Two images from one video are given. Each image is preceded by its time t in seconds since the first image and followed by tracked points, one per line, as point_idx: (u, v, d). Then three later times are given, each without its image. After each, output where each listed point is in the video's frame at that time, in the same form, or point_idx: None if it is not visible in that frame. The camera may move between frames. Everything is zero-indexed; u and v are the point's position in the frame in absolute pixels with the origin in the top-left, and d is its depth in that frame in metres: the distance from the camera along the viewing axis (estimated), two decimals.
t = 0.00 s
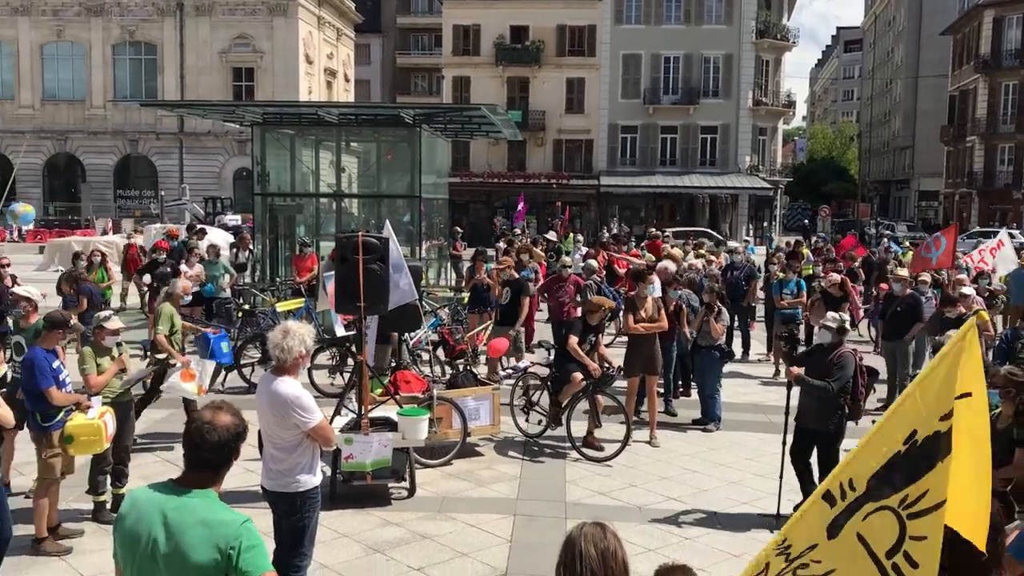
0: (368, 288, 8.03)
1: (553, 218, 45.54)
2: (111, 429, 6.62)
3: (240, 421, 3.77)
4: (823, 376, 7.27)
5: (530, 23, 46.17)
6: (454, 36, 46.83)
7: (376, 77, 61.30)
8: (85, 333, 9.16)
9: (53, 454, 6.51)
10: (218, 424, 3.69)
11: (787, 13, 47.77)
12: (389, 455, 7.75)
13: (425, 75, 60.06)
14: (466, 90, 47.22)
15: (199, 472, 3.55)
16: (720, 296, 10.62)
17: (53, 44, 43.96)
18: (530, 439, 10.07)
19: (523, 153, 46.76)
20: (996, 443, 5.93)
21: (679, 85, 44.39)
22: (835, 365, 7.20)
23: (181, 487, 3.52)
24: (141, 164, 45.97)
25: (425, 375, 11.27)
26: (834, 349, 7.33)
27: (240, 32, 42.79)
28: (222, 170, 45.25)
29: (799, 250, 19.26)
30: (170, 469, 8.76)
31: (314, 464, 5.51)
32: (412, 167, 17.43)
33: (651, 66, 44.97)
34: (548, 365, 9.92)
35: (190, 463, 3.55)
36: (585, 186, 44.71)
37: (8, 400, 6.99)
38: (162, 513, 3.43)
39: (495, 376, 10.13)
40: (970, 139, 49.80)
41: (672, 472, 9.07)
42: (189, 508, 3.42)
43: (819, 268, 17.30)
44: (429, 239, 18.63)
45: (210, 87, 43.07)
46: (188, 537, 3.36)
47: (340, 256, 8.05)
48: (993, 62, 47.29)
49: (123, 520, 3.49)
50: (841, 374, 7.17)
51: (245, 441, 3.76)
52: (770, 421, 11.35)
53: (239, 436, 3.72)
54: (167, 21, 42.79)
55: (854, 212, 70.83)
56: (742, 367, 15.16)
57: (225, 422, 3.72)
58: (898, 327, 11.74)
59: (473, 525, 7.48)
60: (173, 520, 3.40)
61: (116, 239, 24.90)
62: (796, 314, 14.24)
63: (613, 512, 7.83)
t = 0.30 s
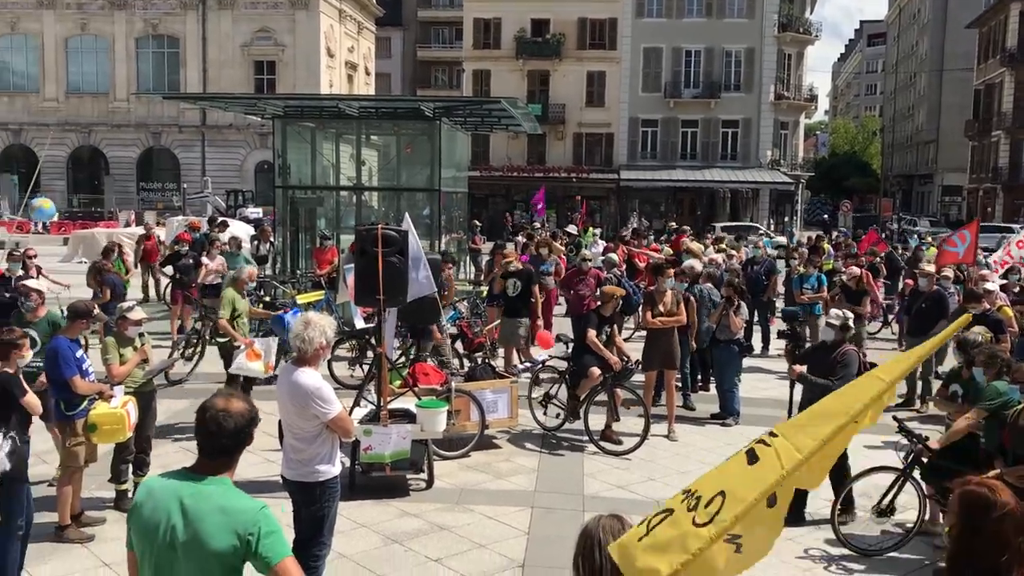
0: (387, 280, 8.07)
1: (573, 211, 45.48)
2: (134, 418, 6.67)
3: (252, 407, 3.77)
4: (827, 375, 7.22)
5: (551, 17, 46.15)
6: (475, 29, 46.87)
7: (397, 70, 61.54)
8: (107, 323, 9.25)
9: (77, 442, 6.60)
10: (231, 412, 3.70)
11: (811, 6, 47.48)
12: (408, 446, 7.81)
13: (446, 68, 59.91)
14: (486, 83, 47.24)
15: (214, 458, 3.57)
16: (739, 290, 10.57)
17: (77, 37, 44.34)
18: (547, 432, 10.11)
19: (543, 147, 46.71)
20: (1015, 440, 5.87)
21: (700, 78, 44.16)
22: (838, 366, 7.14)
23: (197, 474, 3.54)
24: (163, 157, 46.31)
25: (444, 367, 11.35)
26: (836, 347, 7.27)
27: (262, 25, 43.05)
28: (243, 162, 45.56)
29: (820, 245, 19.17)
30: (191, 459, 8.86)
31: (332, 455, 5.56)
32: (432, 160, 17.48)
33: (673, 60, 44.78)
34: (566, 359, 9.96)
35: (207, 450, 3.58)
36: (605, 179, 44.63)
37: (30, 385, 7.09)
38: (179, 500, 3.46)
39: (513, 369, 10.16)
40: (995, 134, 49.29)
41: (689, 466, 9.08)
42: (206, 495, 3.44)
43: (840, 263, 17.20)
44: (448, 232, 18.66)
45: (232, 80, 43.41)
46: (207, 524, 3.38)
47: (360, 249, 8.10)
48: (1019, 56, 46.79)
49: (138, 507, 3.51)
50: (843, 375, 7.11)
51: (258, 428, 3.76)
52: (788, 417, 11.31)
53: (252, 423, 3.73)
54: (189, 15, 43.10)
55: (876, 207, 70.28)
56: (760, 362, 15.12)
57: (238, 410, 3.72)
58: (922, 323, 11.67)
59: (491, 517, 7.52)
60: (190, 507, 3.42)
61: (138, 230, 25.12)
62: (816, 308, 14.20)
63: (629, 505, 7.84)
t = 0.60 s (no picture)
0: (407, 273, 8.08)
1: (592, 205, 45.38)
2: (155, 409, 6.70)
3: (253, 393, 3.73)
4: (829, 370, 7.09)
5: (571, 10, 46.06)
6: (496, 23, 46.80)
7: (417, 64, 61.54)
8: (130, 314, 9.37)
9: (98, 433, 6.67)
10: (233, 399, 3.67)
11: None
12: (427, 439, 7.84)
13: (466, 62, 59.76)
14: (506, 77, 47.18)
15: (218, 444, 3.56)
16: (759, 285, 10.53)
17: (100, 31, 44.68)
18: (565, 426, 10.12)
19: (563, 141, 46.58)
20: None
21: (722, 72, 43.86)
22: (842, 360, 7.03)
23: (204, 461, 3.55)
24: (185, 150, 46.59)
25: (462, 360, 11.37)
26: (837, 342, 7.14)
27: (283, 19, 43.23)
28: (264, 156, 45.78)
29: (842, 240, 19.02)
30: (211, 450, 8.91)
31: (352, 447, 5.57)
32: (451, 154, 17.46)
33: (694, 53, 44.51)
34: (584, 353, 9.96)
35: (212, 438, 3.56)
36: (625, 173, 44.49)
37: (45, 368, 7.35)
38: (188, 488, 3.47)
39: (532, 363, 10.17)
40: (1021, 129, 48.64)
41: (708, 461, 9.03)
42: (213, 483, 3.45)
43: (862, 258, 17.05)
44: (467, 225, 18.66)
45: (254, 73, 43.64)
46: (217, 512, 3.39)
47: (380, 242, 8.12)
48: None
49: (146, 498, 3.51)
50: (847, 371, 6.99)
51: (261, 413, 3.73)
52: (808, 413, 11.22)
53: (254, 408, 3.70)
54: (211, 8, 43.33)
55: (899, 202, 69.60)
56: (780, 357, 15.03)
57: (239, 396, 3.69)
58: (946, 319, 11.54)
59: (509, 510, 7.52)
60: (198, 494, 3.44)
61: (159, 223, 25.29)
62: (837, 304, 14.08)
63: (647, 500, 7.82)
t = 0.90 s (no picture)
0: (429, 271, 8.10)
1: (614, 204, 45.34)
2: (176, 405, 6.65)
3: (253, 387, 3.72)
4: (838, 373, 6.89)
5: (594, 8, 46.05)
6: (518, 21, 46.85)
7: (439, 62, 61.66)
8: (152, 309, 9.43)
9: (121, 428, 6.74)
10: (233, 393, 3.64)
11: None
12: (448, 437, 7.85)
13: (488, 60, 59.68)
14: (528, 75, 47.21)
15: (222, 439, 3.56)
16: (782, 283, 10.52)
17: (126, 30, 45.17)
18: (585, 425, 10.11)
19: (585, 139, 46.50)
20: None
21: (745, 71, 43.58)
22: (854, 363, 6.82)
23: (208, 455, 3.55)
24: (209, 148, 46.96)
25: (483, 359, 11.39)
26: (849, 345, 6.91)
27: (307, 18, 43.51)
28: (288, 154, 46.06)
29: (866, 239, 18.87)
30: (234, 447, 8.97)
31: (374, 444, 5.61)
32: (473, 153, 17.50)
33: (717, 51, 44.30)
34: (605, 351, 9.94)
35: (215, 431, 3.58)
36: (647, 172, 44.41)
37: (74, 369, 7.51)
38: (194, 482, 3.48)
39: (552, 361, 10.18)
40: None
41: (730, 461, 8.98)
42: (219, 477, 3.46)
43: (887, 257, 16.89)
44: (489, 224, 18.67)
45: (277, 72, 43.98)
46: (226, 505, 3.41)
47: (401, 240, 8.14)
48: None
49: (152, 495, 3.50)
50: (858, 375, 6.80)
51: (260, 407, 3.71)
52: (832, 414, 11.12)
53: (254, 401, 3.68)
54: (236, 7, 43.75)
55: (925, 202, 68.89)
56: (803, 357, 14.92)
57: (240, 390, 3.66)
58: (972, 320, 11.40)
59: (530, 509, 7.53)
60: (206, 488, 3.45)
61: (184, 221, 25.50)
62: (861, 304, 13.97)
63: (669, 499, 7.80)
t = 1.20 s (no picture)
0: (459, 272, 8.12)
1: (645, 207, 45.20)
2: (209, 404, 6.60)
3: (265, 382, 3.68)
4: (859, 381, 6.75)
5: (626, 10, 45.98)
6: (550, 24, 46.85)
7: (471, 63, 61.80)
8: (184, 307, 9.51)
9: (153, 425, 6.80)
10: (242, 389, 3.60)
11: None
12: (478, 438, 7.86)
13: (520, 62, 59.60)
14: (560, 77, 47.20)
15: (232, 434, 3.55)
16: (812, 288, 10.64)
17: (161, 32, 45.69)
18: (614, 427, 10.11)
19: (615, 141, 46.39)
20: None
21: (778, 73, 43.18)
22: (876, 369, 6.67)
23: (219, 450, 3.55)
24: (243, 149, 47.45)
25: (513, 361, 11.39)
26: (873, 352, 6.76)
27: (340, 20, 43.86)
28: (320, 155, 46.39)
29: (900, 244, 18.60)
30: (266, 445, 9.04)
31: (403, 443, 5.62)
32: (504, 155, 17.55)
33: (750, 54, 43.95)
34: (635, 354, 9.90)
35: (224, 429, 3.52)
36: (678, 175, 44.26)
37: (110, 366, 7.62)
38: (209, 479, 3.48)
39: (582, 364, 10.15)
40: None
41: (760, 466, 8.91)
42: (234, 472, 3.47)
43: (921, 262, 16.67)
44: (519, 225, 18.69)
45: (310, 74, 44.35)
46: (242, 498, 3.43)
47: (432, 241, 8.16)
48: None
49: (166, 491, 3.51)
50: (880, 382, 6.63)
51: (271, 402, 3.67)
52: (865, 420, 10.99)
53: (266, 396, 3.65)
54: (270, 9, 44.19)
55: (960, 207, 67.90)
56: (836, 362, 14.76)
57: (249, 387, 3.62)
58: (1009, 327, 11.21)
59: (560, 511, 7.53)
60: (221, 483, 3.46)
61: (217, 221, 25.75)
62: (895, 309, 13.80)
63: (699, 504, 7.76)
